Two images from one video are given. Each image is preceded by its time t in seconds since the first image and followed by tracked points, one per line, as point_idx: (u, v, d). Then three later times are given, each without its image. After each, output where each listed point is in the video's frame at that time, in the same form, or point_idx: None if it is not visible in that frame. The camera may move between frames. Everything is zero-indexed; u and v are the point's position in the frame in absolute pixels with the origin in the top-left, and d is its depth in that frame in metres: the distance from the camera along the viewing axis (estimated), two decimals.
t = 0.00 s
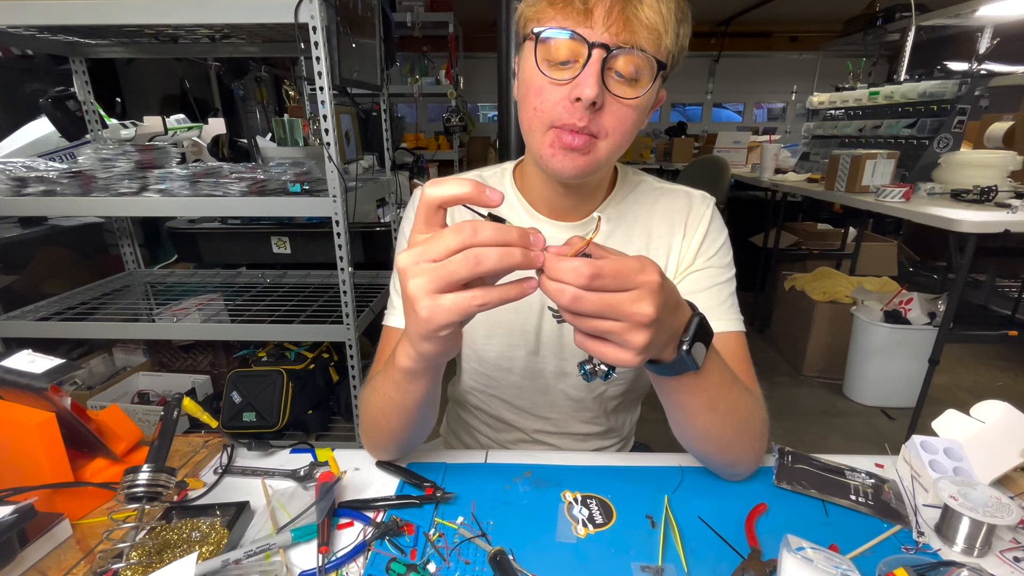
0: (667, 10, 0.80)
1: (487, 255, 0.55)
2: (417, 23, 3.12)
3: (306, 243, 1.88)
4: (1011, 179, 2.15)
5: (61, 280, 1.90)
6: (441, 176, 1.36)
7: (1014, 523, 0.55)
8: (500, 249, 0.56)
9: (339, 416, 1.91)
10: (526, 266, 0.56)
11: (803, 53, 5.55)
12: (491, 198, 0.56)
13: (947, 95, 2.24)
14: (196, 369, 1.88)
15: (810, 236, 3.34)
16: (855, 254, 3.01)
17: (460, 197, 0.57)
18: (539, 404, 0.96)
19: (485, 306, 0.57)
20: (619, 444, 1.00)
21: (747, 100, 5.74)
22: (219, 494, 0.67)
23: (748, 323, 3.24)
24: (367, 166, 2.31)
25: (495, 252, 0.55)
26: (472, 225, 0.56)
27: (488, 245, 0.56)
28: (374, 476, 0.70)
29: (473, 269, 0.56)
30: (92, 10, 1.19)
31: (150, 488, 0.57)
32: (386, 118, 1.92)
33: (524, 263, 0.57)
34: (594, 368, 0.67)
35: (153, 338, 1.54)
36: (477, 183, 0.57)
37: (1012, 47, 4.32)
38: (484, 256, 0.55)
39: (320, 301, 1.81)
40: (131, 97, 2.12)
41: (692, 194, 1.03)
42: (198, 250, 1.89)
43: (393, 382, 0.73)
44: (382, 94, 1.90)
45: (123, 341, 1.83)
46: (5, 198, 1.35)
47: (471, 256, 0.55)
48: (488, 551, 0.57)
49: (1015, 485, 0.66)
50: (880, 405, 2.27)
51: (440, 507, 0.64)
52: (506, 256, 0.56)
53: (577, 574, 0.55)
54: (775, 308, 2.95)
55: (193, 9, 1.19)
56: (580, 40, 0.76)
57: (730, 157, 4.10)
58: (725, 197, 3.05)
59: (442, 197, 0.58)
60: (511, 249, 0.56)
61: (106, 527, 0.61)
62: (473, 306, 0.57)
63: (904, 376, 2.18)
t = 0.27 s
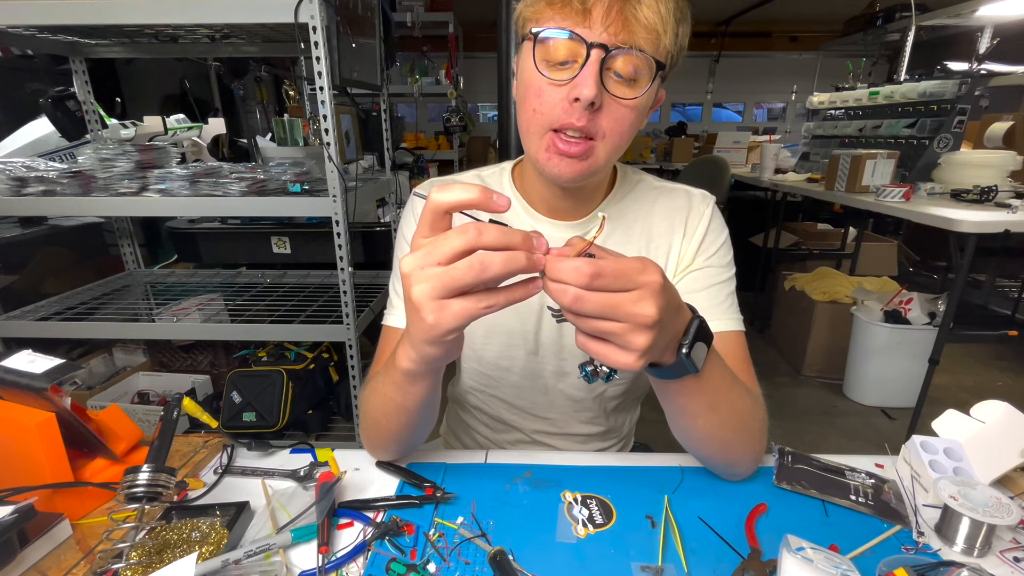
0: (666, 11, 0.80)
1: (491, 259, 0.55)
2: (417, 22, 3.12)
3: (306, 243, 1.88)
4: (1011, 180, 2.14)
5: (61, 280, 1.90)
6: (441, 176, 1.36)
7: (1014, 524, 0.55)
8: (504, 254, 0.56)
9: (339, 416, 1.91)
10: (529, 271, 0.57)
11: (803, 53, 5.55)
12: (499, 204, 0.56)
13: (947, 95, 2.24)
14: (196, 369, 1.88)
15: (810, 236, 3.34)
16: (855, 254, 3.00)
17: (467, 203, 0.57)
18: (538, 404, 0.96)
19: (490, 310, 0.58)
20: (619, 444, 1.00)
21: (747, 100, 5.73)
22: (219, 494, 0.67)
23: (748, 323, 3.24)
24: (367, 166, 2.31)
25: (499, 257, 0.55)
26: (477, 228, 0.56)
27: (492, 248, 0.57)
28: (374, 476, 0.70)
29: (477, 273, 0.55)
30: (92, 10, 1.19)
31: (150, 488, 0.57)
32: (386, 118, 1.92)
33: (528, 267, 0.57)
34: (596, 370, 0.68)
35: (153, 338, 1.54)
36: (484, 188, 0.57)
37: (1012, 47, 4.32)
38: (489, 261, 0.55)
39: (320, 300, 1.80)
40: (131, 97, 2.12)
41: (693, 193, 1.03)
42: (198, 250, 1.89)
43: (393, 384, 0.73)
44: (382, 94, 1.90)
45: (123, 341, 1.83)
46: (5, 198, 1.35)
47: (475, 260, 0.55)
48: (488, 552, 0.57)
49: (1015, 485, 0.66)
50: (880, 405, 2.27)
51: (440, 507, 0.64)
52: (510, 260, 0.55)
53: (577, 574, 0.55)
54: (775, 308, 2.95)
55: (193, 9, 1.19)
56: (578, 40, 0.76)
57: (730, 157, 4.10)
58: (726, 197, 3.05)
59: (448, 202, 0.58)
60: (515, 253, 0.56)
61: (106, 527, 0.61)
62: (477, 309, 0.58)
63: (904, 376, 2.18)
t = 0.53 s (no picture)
0: (668, 11, 0.80)
1: (492, 274, 0.54)
2: (417, 22, 3.12)
3: (306, 243, 1.88)
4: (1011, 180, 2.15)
5: (61, 280, 1.90)
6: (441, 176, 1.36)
7: (1014, 524, 0.55)
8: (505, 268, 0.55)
9: (339, 416, 1.91)
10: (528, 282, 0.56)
11: (803, 53, 5.55)
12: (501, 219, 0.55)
13: (947, 95, 2.24)
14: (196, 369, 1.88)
15: (810, 236, 3.34)
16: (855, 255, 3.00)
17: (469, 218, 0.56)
18: (538, 404, 0.96)
19: (493, 324, 0.57)
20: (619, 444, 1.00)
21: (747, 100, 5.73)
22: (219, 494, 0.67)
23: (749, 323, 3.24)
24: (367, 166, 2.31)
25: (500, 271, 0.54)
26: (476, 240, 0.55)
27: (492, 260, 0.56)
28: (374, 476, 0.70)
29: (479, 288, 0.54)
30: (92, 10, 1.19)
31: (150, 488, 0.57)
32: (386, 118, 1.92)
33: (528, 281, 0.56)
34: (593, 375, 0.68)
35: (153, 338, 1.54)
36: (487, 203, 0.56)
37: (1012, 47, 4.32)
38: (490, 275, 0.54)
39: (320, 300, 1.80)
40: (131, 97, 2.12)
41: (692, 194, 1.03)
42: (198, 250, 1.89)
43: (388, 390, 0.72)
44: (382, 94, 1.90)
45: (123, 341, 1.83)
46: (5, 198, 1.35)
47: (476, 276, 0.54)
48: (488, 552, 0.57)
49: (1016, 484, 0.66)
50: (880, 405, 2.26)
51: (440, 507, 0.64)
52: (511, 275, 0.55)
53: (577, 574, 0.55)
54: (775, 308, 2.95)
55: (192, 9, 1.19)
56: (580, 41, 0.76)
57: (730, 157, 4.10)
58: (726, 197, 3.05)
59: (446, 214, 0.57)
60: (515, 267, 0.55)
61: (106, 527, 0.61)
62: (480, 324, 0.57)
63: (904, 376, 2.18)
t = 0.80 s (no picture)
0: (665, 7, 0.80)
1: (496, 287, 0.54)
2: (417, 22, 3.12)
3: (306, 243, 1.88)
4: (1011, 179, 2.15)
5: (62, 280, 1.90)
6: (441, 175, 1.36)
7: (1014, 523, 0.55)
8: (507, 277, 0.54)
9: (339, 416, 1.91)
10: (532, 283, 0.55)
11: (803, 53, 5.55)
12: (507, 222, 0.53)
13: (947, 95, 2.24)
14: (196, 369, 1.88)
15: (810, 236, 3.34)
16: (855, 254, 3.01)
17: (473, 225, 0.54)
18: (538, 404, 0.96)
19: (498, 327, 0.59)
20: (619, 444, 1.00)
21: (747, 100, 5.73)
22: (219, 494, 0.67)
23: (749, 323, 3.24)
24: (367, 165, 2.31)
25: (503, 282, 0.54)
26: (475, 251, 0.54)
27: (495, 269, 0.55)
28: (374, 476, 0.70)
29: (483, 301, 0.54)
30: (92, 10, 1.19)
31: (150, 488, 0.57)
32: (386, 118, 1.92)
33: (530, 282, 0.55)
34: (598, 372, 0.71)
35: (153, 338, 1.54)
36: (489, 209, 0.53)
37: (1012, 47, 4.32)
38: (493, 288, 0.54)
39: (320, 300, 1.80)
40: (131, 97, 2.12)
41: (691, 193, 1.03)
42: (198, 250, 1.89)
43: (389, 392, 0.71)
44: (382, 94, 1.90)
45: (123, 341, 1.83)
46: (5, 198, 1.35)
47: (479, 290, 0.54)
48: (488, 551, 0.57)
49: (1015, 484, 0.66)
50: (880, 405, 2.27)
51: (440, 507, 0.64)
52: (515, 284, 0.54)
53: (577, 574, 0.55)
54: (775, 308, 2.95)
55: (192, 8, 1.19)
56: (576, 36, 0.76)
57: (730, 157, 4.10)
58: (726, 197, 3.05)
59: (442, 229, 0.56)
60: (518, 273, 0.54)
61: (106, 527, 0.61)
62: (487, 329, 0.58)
63: (904, 375, 2.18)
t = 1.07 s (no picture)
0: (669, 8, 0.80)
1: (508, 302, 0.54)
2: (417, 22, 3.12)
3: (306, 243, 1.88)
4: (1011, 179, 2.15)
5: (62, 280, 1.90)
6: (442, 176, 1.36)
7: (1014, 524, 0.55)
8: (520, 290, 0.54)
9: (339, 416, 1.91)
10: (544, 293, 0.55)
11: (803, 53, 5.55)
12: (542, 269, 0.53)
13: (947, 95, 2.24)
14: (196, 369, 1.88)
15: (810, 236, 3.35)
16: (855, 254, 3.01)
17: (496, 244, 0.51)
18: (539, 404, 0.96)
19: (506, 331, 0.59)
20: (618, 443, 1.00)
21: (747, 100, 5.73)
22: (218, 494, 0.67)
23: (749, 323, 3.24)
24: (367, 166, 2.31)
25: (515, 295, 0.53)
26: (485, 268, 0.53)
27: (507, 283, 0.54)
28: (374, 476, 0.70)
29: (495, 316, 0.54)
30: (92, 10, 1.19)
31: (151, 488, 0.57)
32: (386, 118, 1.92)
33: (543, 292, 0.54)
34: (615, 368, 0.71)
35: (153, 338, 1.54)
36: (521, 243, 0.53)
37: (1011, 47, 4.32)
38: (506, 304, 0.53)
39: (320, 300, 1.80)
40: (131, 97, 2.12)
41: (693, 194, 1.03)
42: (198, 250, 1.89)
43: (393, 391, 0.71)
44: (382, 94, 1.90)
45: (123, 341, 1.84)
46: (5, 198, 1.35)
47: (491, 306, 0.54)
48: (488, 551, 0.57)
49: (1015, 484, 0.66)
50: (880, 405, 2.27)
51: (440, 506, 0.64)
52: (527, 298, 0.53)
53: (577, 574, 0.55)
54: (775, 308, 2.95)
55: (192, 9, 1.19)
56: (581, 37, 0.76)
57: (730, 157, 4.10)
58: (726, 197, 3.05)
59: (452, 248, 0.55)
60: (531, 286, 0.53)
61: (106, 527, 0.61)
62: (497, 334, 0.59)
63: (904, 376, 2.19)
